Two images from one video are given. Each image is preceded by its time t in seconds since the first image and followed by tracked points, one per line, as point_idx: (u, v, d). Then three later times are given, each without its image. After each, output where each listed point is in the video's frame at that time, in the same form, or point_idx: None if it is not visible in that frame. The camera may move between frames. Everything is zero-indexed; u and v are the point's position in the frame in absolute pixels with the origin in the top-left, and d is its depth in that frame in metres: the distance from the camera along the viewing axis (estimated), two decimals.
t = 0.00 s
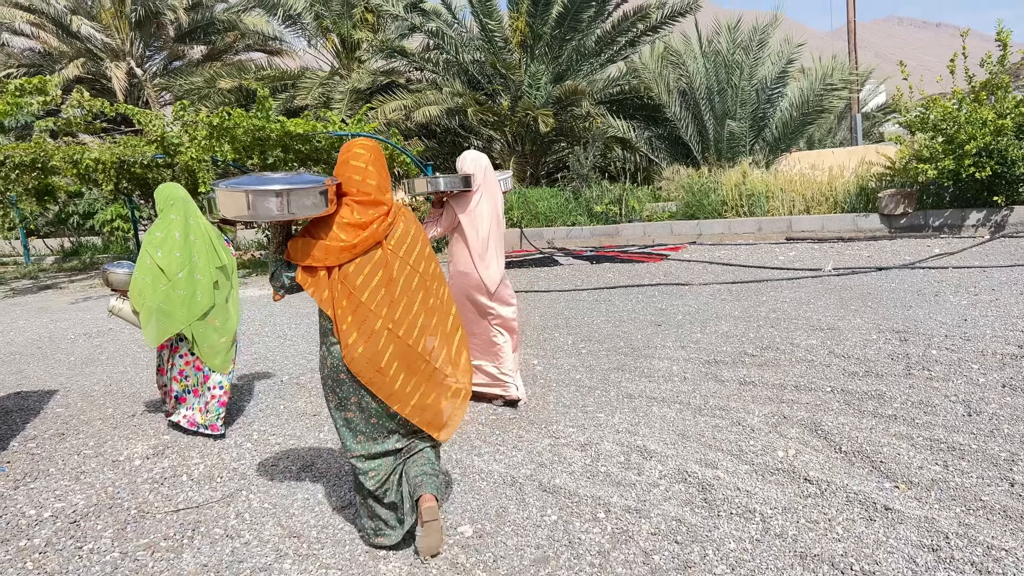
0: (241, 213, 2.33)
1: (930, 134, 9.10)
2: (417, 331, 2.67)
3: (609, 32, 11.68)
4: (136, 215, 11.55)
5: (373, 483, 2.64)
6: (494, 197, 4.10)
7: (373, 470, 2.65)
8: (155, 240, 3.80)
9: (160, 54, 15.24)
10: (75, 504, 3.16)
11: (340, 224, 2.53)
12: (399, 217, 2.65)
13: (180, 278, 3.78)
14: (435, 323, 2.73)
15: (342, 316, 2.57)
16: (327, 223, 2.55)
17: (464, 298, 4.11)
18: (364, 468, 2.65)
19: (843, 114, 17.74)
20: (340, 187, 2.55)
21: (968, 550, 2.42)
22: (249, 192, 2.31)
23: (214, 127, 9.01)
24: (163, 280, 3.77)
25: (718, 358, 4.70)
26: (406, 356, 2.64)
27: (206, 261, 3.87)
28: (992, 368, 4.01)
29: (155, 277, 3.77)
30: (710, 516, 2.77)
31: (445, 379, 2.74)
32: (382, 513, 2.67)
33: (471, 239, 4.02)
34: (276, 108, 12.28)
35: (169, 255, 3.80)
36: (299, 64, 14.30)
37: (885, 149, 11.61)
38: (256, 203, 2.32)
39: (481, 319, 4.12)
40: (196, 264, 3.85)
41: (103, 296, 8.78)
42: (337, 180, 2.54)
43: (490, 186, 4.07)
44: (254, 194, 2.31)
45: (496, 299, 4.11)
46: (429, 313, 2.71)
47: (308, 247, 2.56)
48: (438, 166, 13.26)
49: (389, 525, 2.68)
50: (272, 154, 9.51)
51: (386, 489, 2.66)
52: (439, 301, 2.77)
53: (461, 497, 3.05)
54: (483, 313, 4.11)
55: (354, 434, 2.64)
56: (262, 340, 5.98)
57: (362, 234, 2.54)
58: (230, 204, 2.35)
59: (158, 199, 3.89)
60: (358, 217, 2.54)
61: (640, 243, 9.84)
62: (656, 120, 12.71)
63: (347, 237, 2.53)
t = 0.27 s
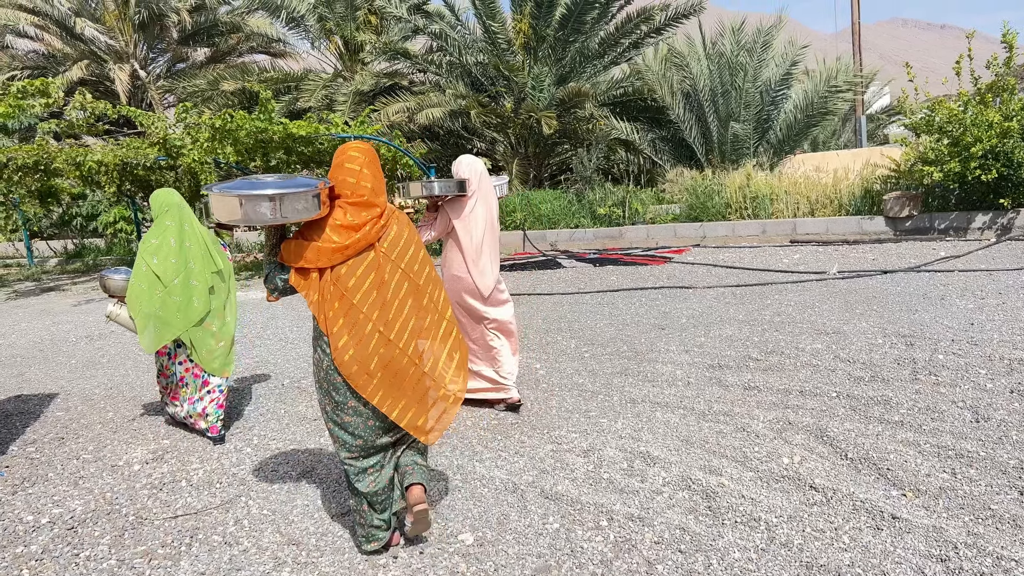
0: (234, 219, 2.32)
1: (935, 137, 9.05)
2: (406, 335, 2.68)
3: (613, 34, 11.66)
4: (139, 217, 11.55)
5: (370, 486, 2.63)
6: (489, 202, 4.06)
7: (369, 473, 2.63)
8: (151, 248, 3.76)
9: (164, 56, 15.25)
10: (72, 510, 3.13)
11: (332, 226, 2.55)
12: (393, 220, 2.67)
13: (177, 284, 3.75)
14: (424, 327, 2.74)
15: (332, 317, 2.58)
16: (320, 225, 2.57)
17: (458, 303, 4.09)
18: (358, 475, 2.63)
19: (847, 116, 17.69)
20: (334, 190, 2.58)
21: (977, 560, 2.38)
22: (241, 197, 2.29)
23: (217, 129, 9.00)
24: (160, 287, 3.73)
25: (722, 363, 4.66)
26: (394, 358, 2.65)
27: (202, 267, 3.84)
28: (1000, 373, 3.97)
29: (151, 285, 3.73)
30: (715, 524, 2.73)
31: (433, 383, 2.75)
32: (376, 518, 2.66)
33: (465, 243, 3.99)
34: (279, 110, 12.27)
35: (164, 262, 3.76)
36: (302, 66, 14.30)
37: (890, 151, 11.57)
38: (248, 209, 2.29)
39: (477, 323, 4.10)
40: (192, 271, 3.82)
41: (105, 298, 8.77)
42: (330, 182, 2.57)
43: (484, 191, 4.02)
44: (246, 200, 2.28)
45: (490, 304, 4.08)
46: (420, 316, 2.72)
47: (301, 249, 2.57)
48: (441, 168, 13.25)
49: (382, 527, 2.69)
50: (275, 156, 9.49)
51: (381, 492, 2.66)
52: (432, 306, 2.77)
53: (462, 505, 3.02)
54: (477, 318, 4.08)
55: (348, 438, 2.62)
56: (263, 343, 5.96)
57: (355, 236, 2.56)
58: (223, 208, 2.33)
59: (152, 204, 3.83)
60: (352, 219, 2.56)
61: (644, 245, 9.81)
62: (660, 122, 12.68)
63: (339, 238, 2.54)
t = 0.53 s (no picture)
0: (228, 224, 2.30)
1: (941, 139, 8.99)
2: (399, 338, 2.68)
3: (616, 36, 11.64)
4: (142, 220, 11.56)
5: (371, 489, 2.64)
6: (484, 206, 4.04)
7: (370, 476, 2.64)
8: (146, 254, 3.76)
9: (167, 59, 15.27)
10: (71, 516, 3.11)
11: (327, 228, 2.54)
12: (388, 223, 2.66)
13: (172, 290, 3.76)
14: (416, 330, 2.74)
15: (325, 318, 2.58)
16: (315, 227, 2.55)
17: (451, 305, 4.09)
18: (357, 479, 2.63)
19: (852, 118, 17.62)
20: (329, 192, 2.57)
21: (985, 570, 2.34)
22: (237, 201, 2.27)
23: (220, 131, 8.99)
24: (155, 293, 3.74)
25: (726, 367, 4.62)
26: (386, 361, 2.65)
27: (198, 273, 3.83)
28: (1008, 379, 3.92)
29: (147, 290, 3.75)
30: (720, 532, 2.70)
31: (423, 386, 2.76)
32: (372, 520, 2.64)
33: (459, 248, 3.98)
34: (282, 112, 12.27)
35: (160, 267, 3.76)
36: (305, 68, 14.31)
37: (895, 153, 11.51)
38: (244, 213, 2.28)
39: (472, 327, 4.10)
40: (188, 276, 3.81)
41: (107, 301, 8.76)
42: (326, 185, 2.57)
43: (480, 195, 4.00)
44: (242, 204, 2.26)
45: (484, 306, 4.08)
46: (412, 318, 2.72)
47: (295, 250, 2.56)
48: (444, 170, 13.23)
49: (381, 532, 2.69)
50: (277, 158, 9.49)
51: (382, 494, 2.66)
52: (425, 308, 2.77)
53: (464, 512, 2.99)
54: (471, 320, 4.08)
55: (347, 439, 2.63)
56: (265, 346, 5.94)
57: (349, 238, 2.54)
58: (217, 212, 2.31)
59: (146, 209, 3.80)
60: (346, 221, 2.54)
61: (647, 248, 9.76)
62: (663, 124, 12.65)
63: (333, 240, 2.53)
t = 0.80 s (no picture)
0: (226, 225, 2.27)
1: (950, 141, 8.88)
2: (392, 341, 2.68)
3: (622, 38, 11.59)
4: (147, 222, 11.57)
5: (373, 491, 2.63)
6: (478, 209, 4.00)
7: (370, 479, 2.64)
8: (140, 257, 3.87)
9: (173, 61, 15.30)
10: (70, 522, 3.08)
11: (321, 232, 2.54)
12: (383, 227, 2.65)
13: (167, 292, 3.87)
14: (411, 332, 2.73)
15: (319, 321, 2.58)
16: (309, 231, 2.56)
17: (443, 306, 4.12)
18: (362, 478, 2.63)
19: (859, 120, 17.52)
20: (325, 196, 2.56)
21: None
22: (233, 202, 2.25)
23: (224, 133, 8.99)
24: (150, 295, 3.85)
25: (733, 372, 4.56)
26: (380, 364, 2.64)
27: (192, 274, 3.94)
28: (1021, 385, 3.85)
29: (143, 292, 3.86)
30: (728, 543, 2.64)
31: (418, 389, 2.75)
32: (371, 518, 2.63)
33: (452, 250, 3.97)
34: (287, 115, 12.26)
35: (155, 270, 3.88)
36: (311, 70, 14.32)
37: (903, 156, 11.43)
38: (240, 214, 2.26)
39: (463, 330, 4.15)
40: (182, 277, 3.92)
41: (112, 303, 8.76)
42: (321, 189, 2.56)
43: (473, 198, 3.97)
44: (238, 205, 2.24)
45: (473, 308, 4.13)
46: (407, 321, 2.71)
47: (289, 253, 2.57)
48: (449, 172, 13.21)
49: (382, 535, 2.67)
50: (282, 161, 9.47)
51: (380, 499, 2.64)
52: (419, 311, 2.76)
53: (467, 521, 2.95)
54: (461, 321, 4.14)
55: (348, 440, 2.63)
56: (269, 350, 5.91)
57: (343, 241, 2.54)
58: (213, 213, 2.29)
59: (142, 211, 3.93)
60: (340, 225, 2.55)
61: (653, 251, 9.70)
62: (669, 126, 12.60)
63: (327, 244, 2.53)
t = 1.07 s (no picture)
0: (225, 225, 2.27)
1: (957, 142, 8.83)
2: (391, 342, 2.66)
3: (626, 38, 11.57)
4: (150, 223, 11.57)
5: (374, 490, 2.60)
6: (476, 209, 4.05)
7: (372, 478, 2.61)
8: (138, 256, 3.89)
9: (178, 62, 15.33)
10: (70, 526, 3.06)
11: (320, 235, 2.51)
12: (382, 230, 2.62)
13: (165, 291, 3.89)
14: (408, 334, 2.72)
15: (317, 323, 2.56)
16: (308, 233, 2.53)
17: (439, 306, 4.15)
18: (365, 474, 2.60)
19: (864, 121, 17.45)
20: (323, 199, 2.53)
21: None
22: (232, 203, 2.25)
23: (228, 134, 8.98)
24: (148, 294, 3.87)
25: (739, 375, 4.53)
26: (381, 366, 2.63)
27: (189, 273, 3.98)
28: None
29: (140, 292, 3.87)
30: (734, 548, 2.61)
31: (416, 390, 2.76)
32: (378, 516, 2.60)
33: (448, 250, 4.03)
34: (291, 116, 12.26)
35: (152, 269, 3.89)
36: (315, 71, 14.31)
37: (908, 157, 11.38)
38: (239, 216, 2.26)
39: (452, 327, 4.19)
40: (180, 277, 3.96)
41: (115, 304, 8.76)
42: (320, 192, 2.52)
43: (471, 198, 4.02)
44: (237, 206, 2.25)
45: (469, 307, 4.19)
46: (405, 323, 2.70)
47: (288, 256, 2.54)
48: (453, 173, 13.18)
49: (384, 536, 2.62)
50: (286, 162, 9.46)
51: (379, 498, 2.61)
52: (418, 313, 2.75)
53: (471, 526, 2.93)
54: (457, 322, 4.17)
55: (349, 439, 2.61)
56: (272, 352, 5.89)
57: (342, 244, 2.52)
58: (213, 213, 2.29)
59: (141, 211, 3.97)
60: (339, 227, 2.52)
61: (657, 252, 9.66)
62: (674, 127, 12.56)
63: (327, 246, 2.50)
